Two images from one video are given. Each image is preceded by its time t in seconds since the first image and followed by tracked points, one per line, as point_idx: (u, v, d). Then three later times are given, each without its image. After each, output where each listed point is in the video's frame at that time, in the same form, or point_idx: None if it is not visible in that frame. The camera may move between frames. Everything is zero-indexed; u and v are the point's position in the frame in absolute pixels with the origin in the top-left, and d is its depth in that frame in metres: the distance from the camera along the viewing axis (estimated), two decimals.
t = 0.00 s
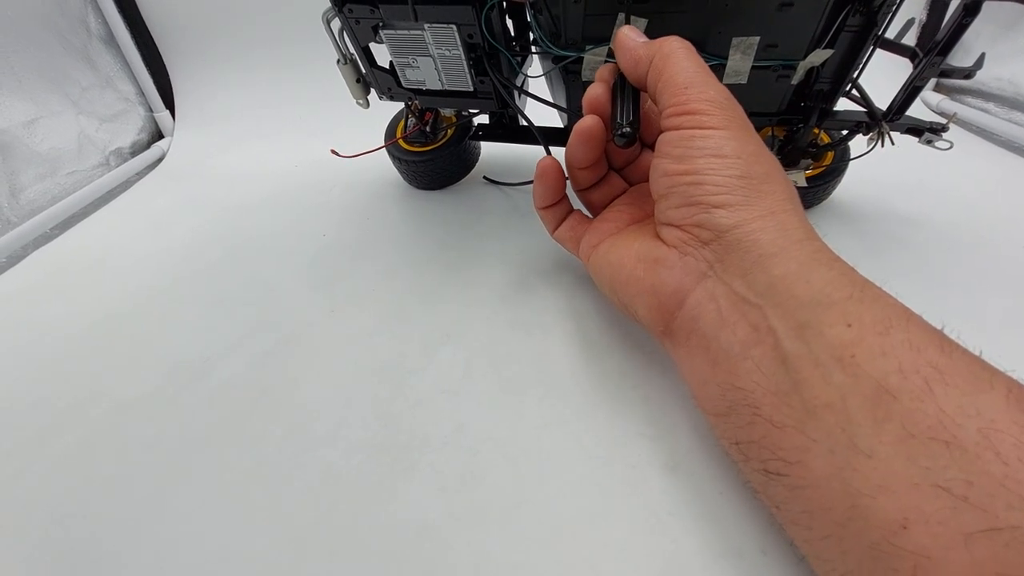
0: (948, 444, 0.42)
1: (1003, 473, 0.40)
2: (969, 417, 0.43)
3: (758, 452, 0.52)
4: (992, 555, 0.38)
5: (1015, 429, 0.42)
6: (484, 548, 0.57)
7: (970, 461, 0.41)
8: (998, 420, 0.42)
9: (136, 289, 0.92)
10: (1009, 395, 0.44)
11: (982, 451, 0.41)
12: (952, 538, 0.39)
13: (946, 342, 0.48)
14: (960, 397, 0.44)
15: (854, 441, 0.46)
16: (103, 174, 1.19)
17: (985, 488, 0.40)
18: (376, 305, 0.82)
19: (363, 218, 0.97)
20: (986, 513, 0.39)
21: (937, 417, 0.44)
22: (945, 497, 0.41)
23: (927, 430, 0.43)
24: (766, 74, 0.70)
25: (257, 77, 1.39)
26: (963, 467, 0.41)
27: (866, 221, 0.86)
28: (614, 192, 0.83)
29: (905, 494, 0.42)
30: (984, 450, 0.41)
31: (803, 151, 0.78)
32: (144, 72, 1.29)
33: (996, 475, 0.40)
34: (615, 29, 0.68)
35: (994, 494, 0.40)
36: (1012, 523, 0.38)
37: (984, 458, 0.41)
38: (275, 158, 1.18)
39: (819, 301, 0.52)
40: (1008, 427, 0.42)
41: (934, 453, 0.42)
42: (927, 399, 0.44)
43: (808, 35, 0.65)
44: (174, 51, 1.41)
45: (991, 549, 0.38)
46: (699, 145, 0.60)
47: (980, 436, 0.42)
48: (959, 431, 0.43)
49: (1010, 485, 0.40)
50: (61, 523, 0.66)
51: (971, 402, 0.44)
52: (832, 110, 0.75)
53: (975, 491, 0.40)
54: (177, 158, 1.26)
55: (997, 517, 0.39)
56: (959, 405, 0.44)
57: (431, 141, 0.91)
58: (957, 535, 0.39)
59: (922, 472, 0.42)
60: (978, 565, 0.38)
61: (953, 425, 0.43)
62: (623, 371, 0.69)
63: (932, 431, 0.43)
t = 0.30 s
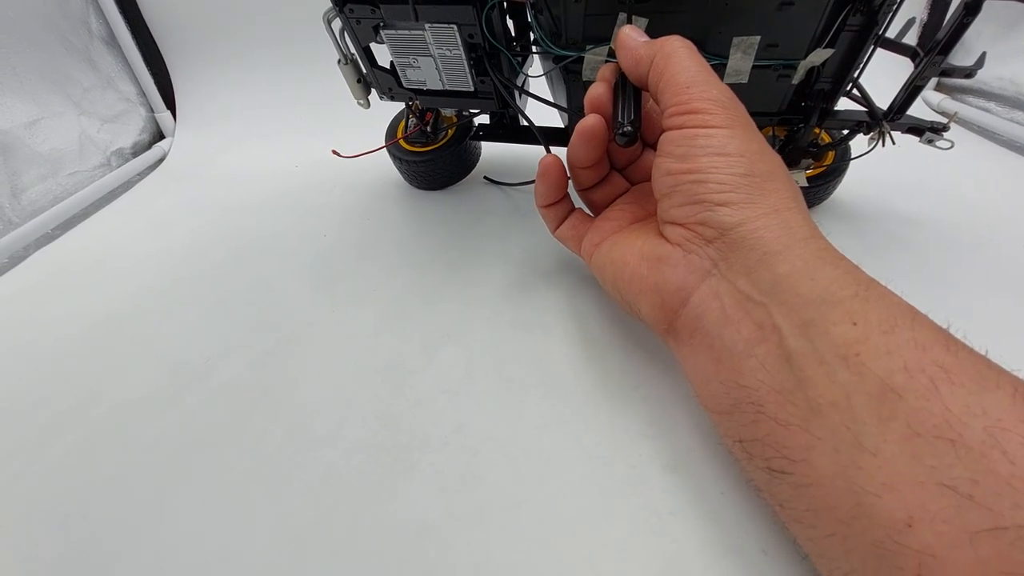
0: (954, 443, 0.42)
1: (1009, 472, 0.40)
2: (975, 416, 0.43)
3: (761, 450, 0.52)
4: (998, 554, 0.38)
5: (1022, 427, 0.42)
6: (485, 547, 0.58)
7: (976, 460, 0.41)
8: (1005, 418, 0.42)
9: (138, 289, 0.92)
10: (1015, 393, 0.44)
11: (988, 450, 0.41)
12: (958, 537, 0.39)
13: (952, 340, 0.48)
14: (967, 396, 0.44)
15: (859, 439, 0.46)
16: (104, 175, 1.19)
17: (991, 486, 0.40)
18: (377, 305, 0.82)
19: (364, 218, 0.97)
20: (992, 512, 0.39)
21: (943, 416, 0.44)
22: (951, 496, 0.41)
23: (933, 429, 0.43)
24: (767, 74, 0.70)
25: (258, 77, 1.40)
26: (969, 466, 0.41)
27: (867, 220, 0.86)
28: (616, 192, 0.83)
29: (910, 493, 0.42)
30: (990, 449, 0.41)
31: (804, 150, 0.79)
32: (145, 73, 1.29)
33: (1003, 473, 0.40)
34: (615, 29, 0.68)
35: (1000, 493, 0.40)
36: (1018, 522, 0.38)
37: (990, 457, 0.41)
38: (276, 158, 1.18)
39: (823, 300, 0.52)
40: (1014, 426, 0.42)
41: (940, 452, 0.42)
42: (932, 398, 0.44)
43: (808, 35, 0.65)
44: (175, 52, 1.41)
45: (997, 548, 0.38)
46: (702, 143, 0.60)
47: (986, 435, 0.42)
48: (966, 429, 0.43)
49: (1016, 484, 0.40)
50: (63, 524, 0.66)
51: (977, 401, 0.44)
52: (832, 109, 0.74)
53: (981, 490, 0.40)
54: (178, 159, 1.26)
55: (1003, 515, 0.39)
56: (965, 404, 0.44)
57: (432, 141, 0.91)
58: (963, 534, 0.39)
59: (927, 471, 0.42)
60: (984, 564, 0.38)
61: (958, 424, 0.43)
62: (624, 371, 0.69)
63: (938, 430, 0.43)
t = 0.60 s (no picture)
0: (955, 445, 0.42)
1: (1011, 475, 0.40)
2: (977, 418, 0.43)
3: (761, 452, 0.52)
4: (998, 556, 0.38)
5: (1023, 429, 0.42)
6: (485, 547, 0.58)
7: (977, 462, 0.41)
8: (1006, 420, 0.42)
9: (139, 289, 0.92)
10: (1017, 395, 0.44)
11: (989, 452, 0.41)
12: (959, 539, 0.39)
13: (953, 342, 0.48)
14: (968, 398, 0.44)
15: (860, 441, 0.46)
16: (105, 175, 1.19)
17: (992, 489, 0.40)
18: (377, 305, 0.82)
19: (365, 218, 0.97)
20: (993, 514, 0.39)
21: (944, 418, 0.44)
22: (952, 498, 0.41)
23: (934, 431, 0.43)
24: (767, 74, 0.70)
25: (259, 77, 1.40)
26: (971, 469, 0.41)
27: (868, 221, 0.86)
28: (616, 193, 0.83)
29: (911, 495, 0.42)
30: (992, 451, 0.41)
31: (804, 151, 0.79)
32: (146, 73, 1.29)
33: (1004, 476, 0.40)
34: (615, 30, 0.68)
35: (1001, 495, 0.40)
36: (1019, 525, 0.38)
37: (991, 459, 0.41)
38: (276, 158, 1.18)
39: (824, 301, 0.52)
40: (1015, 428, 0.42)
41: (941, 454, 0.42)
42: (934, 400, 0.44)
43: (809, 35, 0.65)
44: (176, 52, 1.41)
45: (998, 551, 0.38)
46: (701, 145, 0.60)
47: (987, 437, 0.42)
48: (967, 432, 0.43)
49: (1018, 486, 0.40)
50: (65, 523, 0.66)
51: (979, 403, 0.44)
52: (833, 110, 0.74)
53: (983, 492, 0.40)
54: (178, 159, 1.27)
55: (1003, 518, 0.39)
56: (966, 406, 0.44)
57: (432, 141, 0.92)
58: (964, 537, 0.39)
59: (928, 473, 0.42)
60: (985, 567, 0.38)
61: (960, 426, 0.43)
62: (624, 371, 0.69)
63: (939, 432, 0.43)
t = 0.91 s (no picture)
0: (957, 445, 0.42)
1: (1013, 476, 0.40)
2: (979, 419, 0.43)
3: (763, 452, 0.52)
4: (1001, 557, 0.38)
5: None
6: (486, 547, 0.58)
7: (980, 463, 0.41)
8: (1009, 421, 0.42)
9: (139, 289, 0.92)
10: (1020, 396, 0.44)
11: (991, 453, 0.41)
12: (962, 540, 0.39)
13: (956, 342, 0.48)
14: (971, 399, 0.44)
15: (862, 442, 0.45)
16: (105, 175, 1.19)
17: (994, 490, 0.40)
18: (378, 305, 0.82)
19: (365, 218, 0.97)
20: (996, 515, 0.39)
21: (947, 418, 0.44)
22: (954, 499, 0.41)
23: (936, 432, 0.43)
24: (767, 74, 0.70)
25: (259, 77, 1.40)
26: (973, 470, 0.41)
27: (868, 221, 0.86)
28: (617, 193, 0.83)
29: (913, 495, 0.42)
30: (994, 452, 0.41)
31: (803, 151, 0.79)
32: (146, 73, 1.30)
33: (1007, 477, 0.40)
34: (615, 29, 0.68)
35: (1004, 496, 0.40)
36: (1021, 526, 0.38)
37: (994, 460, 0.41)
38: (276, 158, 1.18)
39: (826, 301, 0.52)
40: (1018, 428, 0.42)
41: (943, 455, 0.42)
42: (936, 400, 0.44)
43: (809, 35, 0.65)
44: (176, 52, 1.41)
45: (1000, 551, 0.38)
46: (703, 145, 0.60)
47: (990, 438, 0.42)
48: (969, 432, 0.43)
49: (1020, 487, 0.40)
50: (65, 523, 0.66)
51: (981, 404, 0.44)
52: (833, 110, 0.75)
53: (985, 493, 0.40)
54: (178, 159, 1.27)
55: (1006, 519, 0.39)
56: (969, 406, 0.44)
57: (432, 141, 0.92)
58: (966, 537, 0.39)
59: (931, 474, 0.42)
60: (988, 567, 0.38)
61: (963, 426, 0.43)
62: (624, 372, 0.69)
63: (941, 432, 0.43)
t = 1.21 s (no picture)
0: (957, 445, 0.42)
1: (1014, 476, 0.40)
2: (980, 419, 0.43)
3: (763, 452, 0.52)
4: (1001, 558, 0.38)
5: None
6: (486, 546, 0.58)
7: (981, 463, 0.41)
8: (1010, 421, 0.42)
9: (139, 289, 0.92)
10: (1020, 395, 0.44)
11: (992, 453, 0.41)
12: (962, 541, 0.39)
13: (956, 342, 0.48)
14: (972, 399, 0.44)
15: (862, 441, 0.46)
16: (105, 176, 1.19)
17: (995, 490, 0.40)
18: (378, 305, 0.82)
19: (365, 218, 0.97)
20: (996, 515, 0.39)
21: (947, 419, 0.44)
22: (955, 499, 0.41)
23: (936, 432, 0.43)
24: (767, 74, 0.70)
25: (259, 78, 1.40)
26: (974, 470, 0.41)
27: (868, 221, 0.86)
28: (617, 193, 0.83)
29: (913, 496, 0.42)
30: (995, 452, 0.41)
31: (803, 151, 0.79)
32: (146, 73, 1.30)
33: (1007, 477, 0.40)
34: (615, 30, 0.68)
35: (1004, 496, 0.40)
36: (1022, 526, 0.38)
37: (994, 460, 0.41)
38: (276, 159, 1.19)
39: (826, 301, 0.52)
40: (1019, 429, 0.42)
41: (944, 455, 0.42)
42: (936, 401, 0.44)
43: (808, 35, 0.65)
44: (176, 53, 1.42)
45: (1000, 551, 0.38)
46: (703, 145, 0.60)
47: (990, 438, 0.42)
48: (969, 432, 0.43)
49: (1021, 487, 0.39)
50: (65, 523, 0.66)
51: (982, 404, 0.44)
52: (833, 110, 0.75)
53: (986, 493, 0.40)
54: (179, 159, 1.27)
55: (1006, 519, 0.39)
56: (969, 406, 0.44)
57: (432, 142, 0.92)
58: (967, 538, 0.39)
59: (931, 474, 0.42)
60: (989, 568, 0.38)
61: (963, 427, 0.43)
62: (625, 372, 0.69)
63: (941, 432, 0.43)
